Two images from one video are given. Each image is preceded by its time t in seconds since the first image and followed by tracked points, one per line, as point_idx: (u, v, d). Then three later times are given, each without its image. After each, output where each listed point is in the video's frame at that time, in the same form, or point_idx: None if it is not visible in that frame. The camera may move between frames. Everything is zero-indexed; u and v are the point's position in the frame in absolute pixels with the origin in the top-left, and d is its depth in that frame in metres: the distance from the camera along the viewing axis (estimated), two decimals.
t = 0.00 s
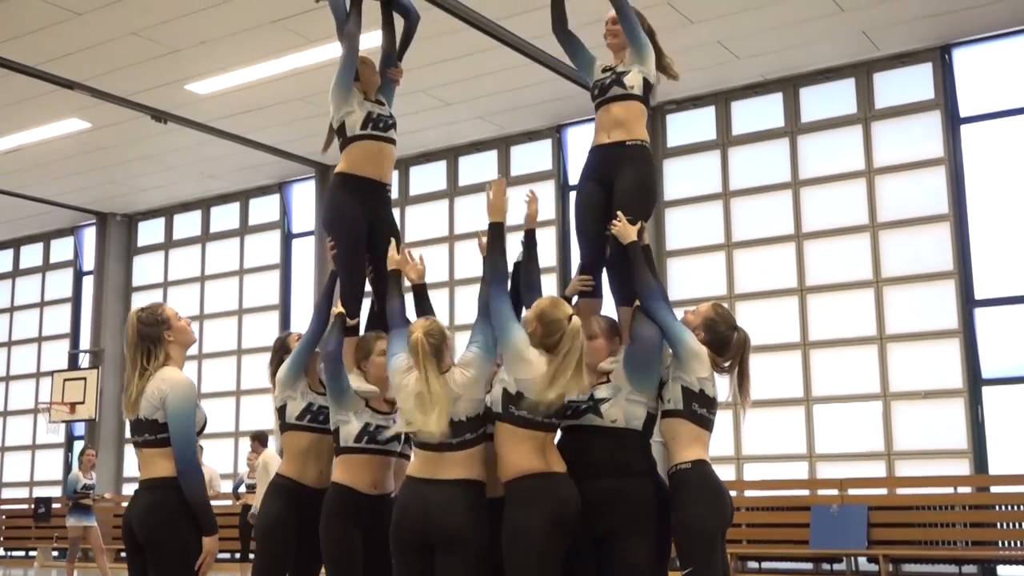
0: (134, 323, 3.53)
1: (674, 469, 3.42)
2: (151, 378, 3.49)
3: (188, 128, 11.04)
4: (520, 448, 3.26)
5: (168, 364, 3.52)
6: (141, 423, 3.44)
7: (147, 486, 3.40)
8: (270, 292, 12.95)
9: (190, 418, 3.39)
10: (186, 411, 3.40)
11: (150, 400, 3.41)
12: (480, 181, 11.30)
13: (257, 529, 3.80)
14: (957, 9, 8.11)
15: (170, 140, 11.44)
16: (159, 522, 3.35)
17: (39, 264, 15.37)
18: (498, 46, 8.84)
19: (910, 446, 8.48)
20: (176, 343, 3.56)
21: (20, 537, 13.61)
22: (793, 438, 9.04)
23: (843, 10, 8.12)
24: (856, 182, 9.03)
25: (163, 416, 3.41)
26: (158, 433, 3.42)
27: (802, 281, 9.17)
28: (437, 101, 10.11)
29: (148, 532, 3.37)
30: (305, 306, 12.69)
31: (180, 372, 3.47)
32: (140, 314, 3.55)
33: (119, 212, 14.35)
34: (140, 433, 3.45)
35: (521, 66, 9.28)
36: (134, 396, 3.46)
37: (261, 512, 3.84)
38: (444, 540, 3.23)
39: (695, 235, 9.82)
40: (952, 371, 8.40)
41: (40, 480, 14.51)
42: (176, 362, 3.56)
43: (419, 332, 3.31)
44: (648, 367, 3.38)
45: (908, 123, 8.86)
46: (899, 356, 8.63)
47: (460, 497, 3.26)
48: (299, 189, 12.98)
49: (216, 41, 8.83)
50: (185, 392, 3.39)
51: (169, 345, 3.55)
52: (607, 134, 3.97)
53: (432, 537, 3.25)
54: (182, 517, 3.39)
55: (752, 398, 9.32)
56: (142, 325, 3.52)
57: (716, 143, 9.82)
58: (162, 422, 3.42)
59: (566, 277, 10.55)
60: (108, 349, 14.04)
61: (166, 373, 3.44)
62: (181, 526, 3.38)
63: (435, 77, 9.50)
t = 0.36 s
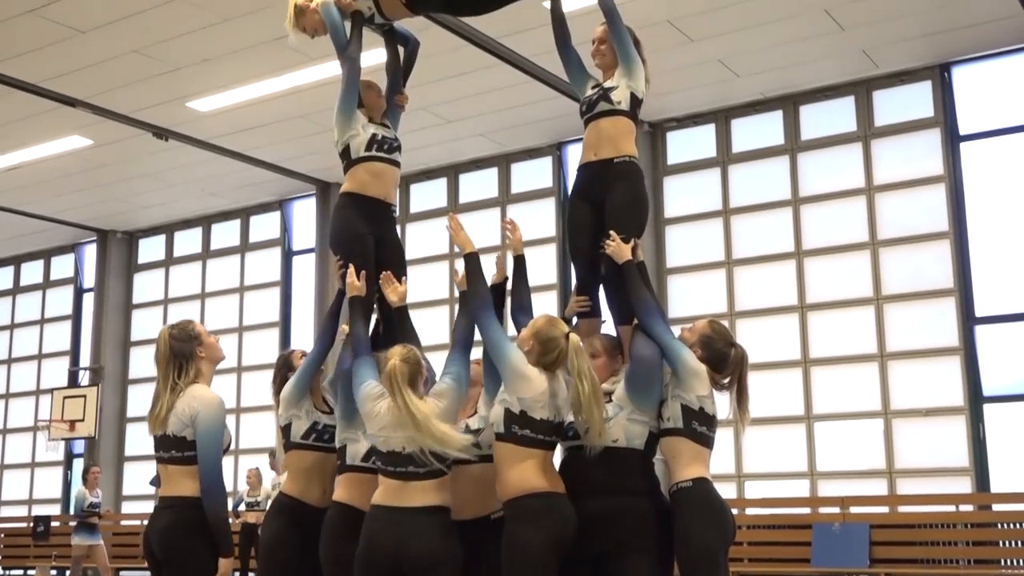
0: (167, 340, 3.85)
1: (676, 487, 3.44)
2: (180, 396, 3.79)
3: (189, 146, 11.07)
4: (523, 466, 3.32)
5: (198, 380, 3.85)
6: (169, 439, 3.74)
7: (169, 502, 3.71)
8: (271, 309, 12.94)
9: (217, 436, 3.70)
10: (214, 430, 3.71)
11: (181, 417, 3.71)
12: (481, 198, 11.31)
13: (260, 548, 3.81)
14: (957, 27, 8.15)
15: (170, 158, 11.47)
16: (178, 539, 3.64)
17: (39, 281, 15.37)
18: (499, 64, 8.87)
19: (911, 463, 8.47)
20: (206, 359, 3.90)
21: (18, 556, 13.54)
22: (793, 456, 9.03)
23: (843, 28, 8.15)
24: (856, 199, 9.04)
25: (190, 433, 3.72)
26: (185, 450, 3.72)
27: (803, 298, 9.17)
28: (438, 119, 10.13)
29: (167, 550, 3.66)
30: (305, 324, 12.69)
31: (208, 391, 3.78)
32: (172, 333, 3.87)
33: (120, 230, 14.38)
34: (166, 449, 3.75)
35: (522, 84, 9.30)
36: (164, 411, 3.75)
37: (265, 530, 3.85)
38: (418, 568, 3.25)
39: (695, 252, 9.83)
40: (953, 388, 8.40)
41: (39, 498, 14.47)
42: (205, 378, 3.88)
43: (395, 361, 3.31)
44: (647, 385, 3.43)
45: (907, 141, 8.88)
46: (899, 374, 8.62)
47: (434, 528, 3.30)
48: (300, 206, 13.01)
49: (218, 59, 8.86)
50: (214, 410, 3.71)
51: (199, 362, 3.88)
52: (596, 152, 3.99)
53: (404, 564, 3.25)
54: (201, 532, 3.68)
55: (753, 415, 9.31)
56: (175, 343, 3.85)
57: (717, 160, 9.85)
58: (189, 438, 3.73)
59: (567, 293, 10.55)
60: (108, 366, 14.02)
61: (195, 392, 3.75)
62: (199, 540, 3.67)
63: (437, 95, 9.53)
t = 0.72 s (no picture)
0: (189, 377, 3.93)
1: (674, 522, 3.44)
2: (201, 432, 3.89)
3: (189, 179, 11.10)
4: (517, 497, 3.43)
5: (219, 418, 3.95)
6: (190, 475, 3.85)
7: (192, 536, 3.84)
8: (269, 342, 12.91)
9: (239, 473, 3.82)
10: (235, 468, 3.82)
11: (204, 454, 3.82)
12: (480, 231, 11.32)
13: None
14: (953, 61, 8.19)
15: (170, 191, 11.50)
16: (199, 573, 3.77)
17: (37, 313, 15.35)
18: (498, 97, 8.91)
19: (911, 497, 8.43)
20: (227, 396, 4.00)
21: None
22: (793, 490, 8.98)
23: (839, 62, 8.20)
24: (854, 232, 9.05)
25: (212, 470, 3.83)
26: (207, 486, 3.84)
27: (802, 330, 9.16)
28: (437, 152, 10.16)
29: None
30: (304, 356, 12.66)
31: (229, 429, 3.90)
32: (193, 368, 3.95)
33: (119, 262, 14.38)
34: (188, 484, 3.86)
35: (520, 118, 9.34)
36: (185, 448, 3.86)
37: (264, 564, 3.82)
38: None
39: (694, 285, 9.82)
40: (952, 421, 8.37)
41: (35, 532, 14.36)
42: (226, 415, 3.99)
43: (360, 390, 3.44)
44: (644, 421, 3.44)
45: (905, 174, 8.90)
46: (899, 407, 8.60)
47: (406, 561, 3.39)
48: (299, 239, 13.03)
49: (217, 93, 8.90)
50: (236, 449, 3.82)
51: (221, 399, 3.98)
52: (593, 186, 4.02)
53: None
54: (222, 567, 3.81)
55: (753, 449, 9.27)
56: (197, 379, 3.93)
57: (714, 193, 9.87)
58: (211, 475, 3.84)
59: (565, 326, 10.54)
60: (105, 400, 13.97)
61: (218, 431, 3.86)
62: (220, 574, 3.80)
63: (435, 128, 9.57)
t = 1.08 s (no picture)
0: (203, 408, 3.93)
1: (675, 547, 3.52)
2: (220, 461, 3.92)
3: (189, 208, 11.13)
4: (511, 528, 3.58)
5: (235, 446, 3.98)
6: (211, 504, 3.86)
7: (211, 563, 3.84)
8: (269, 371, 12.89)
9: (263, 500, 3.88)
10: (258, 493, 3.88)
11: (227, 483, 3.86)
12: (480, 259, 11.33)
13: None
14: (952, 89, 8.22)
15: (170, 220, 11.53)
16: None
17: (37, 343, 15.34)
18: (497, 126, 8.94)
19: (912, 525, 8.40)
20: (241, 425, 4.03)
21: None
22: (794, 518, 8.94)
23: (838, 90, 8.23)
24: (854, 259, 9.06)
25: (235, 498, 3.87)
26: (230, 514, 3.87)
27: (802, 357, 9.16)
28: (437, 181, 10.20)
29: None
30: (304, 385, 12.64)
31: (248, 456, 3.94)
32: (206, 398, 3.95)
33: (118, 291, 14.39)
34: (207, 513, 3.87)
35: (520, 146, 9.38)
36: (207, 478, 3.87)
37: None
38: None
39: (695, 312, 9.81)
40: (954, 448, 8.36)
41: (33, 563, 14.29)
42: (240, 443, 4.02)
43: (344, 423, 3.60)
44: (645, 445, 3.53)
45: (905, 202, 8.92)
46: (900, 434, 8.58)
47: None
48: (298, 267, 13.04)
49: (218, 123, 8.94)
50: (259, 476, 3.88)
51: (235, 428, 4.00)
52: (594, 212, 4.03)
53: None
54: None
55: (754, 477, 9.24)
56: (211, 409, 3.93)
57: (713, 221, 9.88)
58: (233, 503, 3.88)
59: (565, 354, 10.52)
60: (104, 429, 13.93)
61: (240, 459, 3.90)
62: None
63: (435, 157, 9.60)
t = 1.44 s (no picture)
0: (214, 427, 3.94)
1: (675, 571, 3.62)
2: (233, 479, 3.95)
3: (189, 229, 11.13)
4: (512, 550, 3.68)
5: (245, 465, 4.02)
6: (226, 523, 3.90)
7: None
8: (269, 392, 12.87)
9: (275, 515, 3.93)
10: (272, 511, 3.93)
11: (242, 501, 3.89)
12: (480, 279, 11.33)
13: None
14: (952, 109, 8.24)
15: (171, 241, 11.54)
16: None
17: (37, 363, 15.32)
18: (498, 147, 8.96)
19: (914, 545, 8.37)
20: (250, 443, 4.06)
21: None
22: (796, 539, 8.90)
23: (837, 110, 8.25)
24: (854, 279, 9.06)
25: (250, 517, 3.91)
26: (243, 534, 3.91)
27: (803, 378, 9.14)
28: (438, 202, 10.22)
29: None
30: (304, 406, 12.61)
31: (259, 475, 3.98)
32: (217, 417, 3.96)
33: (119, 311, 14.39)
34: (221, 532, 3.92)
35: (520, 167, 9.39)
36: (221, 496, 3.91)
37: None
38: None
39: (696, 333, 9.80)
40: (956, 468, 8.33)
41: None
42: (249, 461, 4.05)
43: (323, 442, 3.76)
44: (647, 493, 3.56)
45: (905, 222, 8.93)
46: (902, 454, 8.56)
47: None
48: (299, 287, 13.05)
49: (218, 144, 8.95)
50: (273, 494, 3.93)
51: (244, 446, 4.03)
52: (594, 254, 4.06)
53: None
54: None
55: (756, 497, 9.20)
56: (222, 429, 3.95)
57: (714, 241, 9.89)
58: (248, 522, 3.91)
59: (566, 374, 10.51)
60: (104, 450, 13.90)
61: (255, 478, 3.94)
62: None
63: (436, 178, 9.62)
